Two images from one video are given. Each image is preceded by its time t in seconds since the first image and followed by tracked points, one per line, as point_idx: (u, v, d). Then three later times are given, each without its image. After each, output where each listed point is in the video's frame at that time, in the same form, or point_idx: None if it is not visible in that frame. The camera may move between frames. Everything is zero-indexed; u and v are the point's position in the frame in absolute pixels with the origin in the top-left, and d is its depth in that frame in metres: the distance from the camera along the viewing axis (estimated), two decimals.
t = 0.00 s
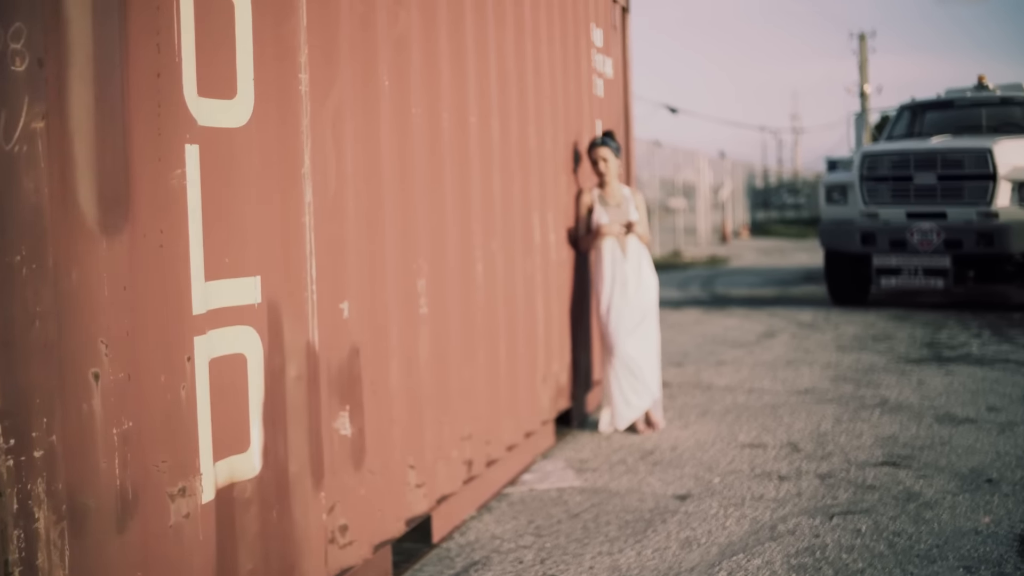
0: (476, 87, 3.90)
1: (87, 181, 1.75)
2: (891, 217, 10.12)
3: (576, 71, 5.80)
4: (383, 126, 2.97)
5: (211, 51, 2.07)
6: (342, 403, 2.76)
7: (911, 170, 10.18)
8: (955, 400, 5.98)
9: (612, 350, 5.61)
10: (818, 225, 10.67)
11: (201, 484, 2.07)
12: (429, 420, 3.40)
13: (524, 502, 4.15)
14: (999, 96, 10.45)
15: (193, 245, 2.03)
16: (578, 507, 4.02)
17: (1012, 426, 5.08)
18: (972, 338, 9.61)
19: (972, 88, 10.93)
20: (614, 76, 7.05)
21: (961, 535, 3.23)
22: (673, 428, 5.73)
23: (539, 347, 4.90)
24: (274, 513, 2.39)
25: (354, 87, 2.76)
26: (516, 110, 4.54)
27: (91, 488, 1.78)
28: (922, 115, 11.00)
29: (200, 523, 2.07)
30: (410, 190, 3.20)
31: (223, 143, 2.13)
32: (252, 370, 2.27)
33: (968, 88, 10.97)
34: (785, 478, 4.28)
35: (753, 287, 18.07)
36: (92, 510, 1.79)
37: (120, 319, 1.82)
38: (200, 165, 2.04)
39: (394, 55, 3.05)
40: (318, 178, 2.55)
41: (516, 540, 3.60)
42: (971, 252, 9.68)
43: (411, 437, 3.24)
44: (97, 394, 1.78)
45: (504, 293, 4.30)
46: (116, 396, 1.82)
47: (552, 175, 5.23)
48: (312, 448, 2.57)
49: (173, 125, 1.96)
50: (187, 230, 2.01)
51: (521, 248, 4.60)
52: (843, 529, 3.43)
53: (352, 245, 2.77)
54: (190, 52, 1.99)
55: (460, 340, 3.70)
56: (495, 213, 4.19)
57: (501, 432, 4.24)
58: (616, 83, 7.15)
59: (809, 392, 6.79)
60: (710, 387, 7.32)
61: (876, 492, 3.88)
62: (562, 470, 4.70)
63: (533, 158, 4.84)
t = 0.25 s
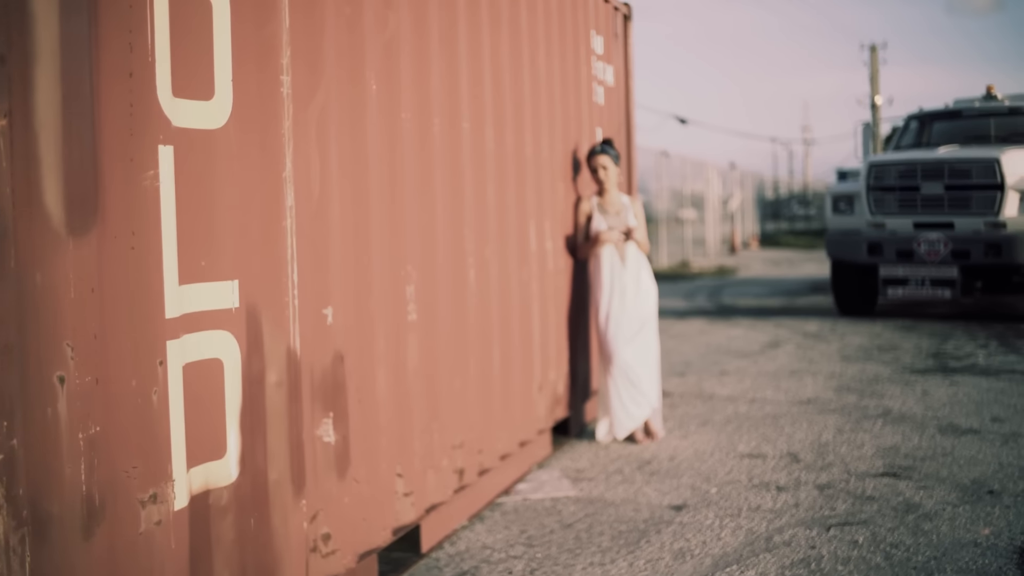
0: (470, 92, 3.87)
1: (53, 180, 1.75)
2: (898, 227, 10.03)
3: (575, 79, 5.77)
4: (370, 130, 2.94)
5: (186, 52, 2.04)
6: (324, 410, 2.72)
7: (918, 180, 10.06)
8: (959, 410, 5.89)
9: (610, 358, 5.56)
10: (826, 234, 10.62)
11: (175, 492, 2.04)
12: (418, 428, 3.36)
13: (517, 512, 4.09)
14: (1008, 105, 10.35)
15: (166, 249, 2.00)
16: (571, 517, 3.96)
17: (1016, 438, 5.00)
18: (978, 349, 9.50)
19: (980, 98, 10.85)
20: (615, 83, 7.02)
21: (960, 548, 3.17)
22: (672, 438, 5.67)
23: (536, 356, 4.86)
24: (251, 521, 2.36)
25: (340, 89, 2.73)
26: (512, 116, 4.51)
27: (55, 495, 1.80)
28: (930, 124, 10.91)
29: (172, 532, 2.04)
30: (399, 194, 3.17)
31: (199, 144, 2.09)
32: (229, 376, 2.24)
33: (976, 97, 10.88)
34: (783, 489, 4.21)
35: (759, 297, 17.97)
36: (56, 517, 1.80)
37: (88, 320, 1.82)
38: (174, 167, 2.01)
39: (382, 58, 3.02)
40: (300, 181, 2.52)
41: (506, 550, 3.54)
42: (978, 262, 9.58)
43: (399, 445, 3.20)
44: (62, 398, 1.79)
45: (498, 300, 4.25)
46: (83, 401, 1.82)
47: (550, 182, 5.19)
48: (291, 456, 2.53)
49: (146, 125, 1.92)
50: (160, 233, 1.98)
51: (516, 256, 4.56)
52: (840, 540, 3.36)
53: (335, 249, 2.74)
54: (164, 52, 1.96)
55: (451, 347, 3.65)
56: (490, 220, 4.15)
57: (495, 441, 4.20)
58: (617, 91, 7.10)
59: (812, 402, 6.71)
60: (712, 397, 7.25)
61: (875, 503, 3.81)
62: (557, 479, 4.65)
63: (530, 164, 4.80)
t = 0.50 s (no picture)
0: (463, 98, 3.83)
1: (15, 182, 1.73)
2: (905, 238, 9.93)
3: (574, 86, 5.73)
4: (357, 134, 2.90)
5: (159, 52, 2.01)
6: (306, 418, 2.67)
7: (927, 191, 9.93)
8: (964, 422, 5.80)
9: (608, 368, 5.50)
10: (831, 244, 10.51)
11: (145, 501, 2.01)
12: (407, 437, 3.31)
13: (510, 523, 4.03)
14: (1017, 115, 10.26)
15: (137, 252, 1.97)
16: (565, 528, 3.90)
17: (1021, 450, 4.91)
18: (986, 360, 9.39)
19: (989, 108, 10.75)
20: (616, 91, 6.97)
21: (960, 561, 3.09)
22: (671, 449, 5.60)
23: (532, 364, 4.80)
24: (226, 530, 2.31)
25: (323, 91, 2.69)
26: (508, 123, 4.47)
27: (16, 502, 1.78)
28: (939, 134, 10.81)
29: (142, 541, 2.01)
30: (387, 199, 3.13)
31: (172, 147, 2.06)
32: (204, 382, 2.20)
33: (985, 107, 10.78)
34: (781, 500, 4.13)
35: (766, 308, 17.84)
36: (18, 525, 1.78)
37: (53, 324, 1.81)
38: (147, 170, 1.98)
39: (370, 61, 2.98)
40: (281, 184, 2.48)
41: (497, 562, 3.48)
42: (987, 272, 9.48)
43: (386, 455, 3.15)
44: (24, 403, 1.78)
45: (494, 308, 4.19)
46: (46, 405, 1.80)
47: (548, 189, 5.14)
48: (271, 463, 2.49)
49: (116, 127, 1.90)
50: (131, 236, 1.95)
51: (513, 263, 4.50)
52: (837, 553, 3.29)
53: (319, 254, 2.69)
54: (135, 53, 1.94)
55: (443, 355, 3.60)
56: (484, 226, 4.10)
57: (489, 451, 4.14)
58: (618, 98, 7.06)
59: (815, 412, 6.62)
60: (714, 408, 7.16)
61: (875, 516, 3.74)
62: (553, 490, 4.59)
63: (527, 170, 4.75)
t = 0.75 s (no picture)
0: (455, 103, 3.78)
1: None
2: (913, 247, 9.80)
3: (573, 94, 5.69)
4: (342, 139, 2.86)
5: (129, 53, 1.98)
6: (287, 428, 2.62)
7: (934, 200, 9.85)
8: (970, 433, 5.69)
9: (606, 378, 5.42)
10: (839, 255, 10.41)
11: (113, 511, 1.97)
12: (395, 448, 3.25)
13: (503, 535, 3.96)
14: None
15: (106, 256, 1.94)
16: (559, 541, 3.82)
17: None
18: (994, 371, 9.26)
19: (999, 116, 10.57)
20: (617, 98, 6.92)
21: None
22: (671, 461, 5.51)
23: (528, 374, 4.74)
24: (202, 542, 2.26)
25: (306, 95, 2.65)
26: (503, 129, 4.42)
27: None
28: (948, 143, 10.71)
29: (109, 551, 1.98)
30: (374, 205, 3.08)
31: (144, 149, 2.03)
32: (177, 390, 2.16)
33: (995, 116, 10.67)
34: (780, 513, 4.05)
35: (774, 319, 17.70)
36: None
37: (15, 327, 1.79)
38: (116, 172, 1.96)
39: (355, 65, 2.94)
40: (260, 189, 2.44)
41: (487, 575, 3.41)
42: (996, 283, 9.36)
43: (373, 466, 3.09)
44: None
45: (487, 317, 4.13)
46: (8, 410, 1.79)
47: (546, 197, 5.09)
48: (249, 473, 2.43)
49: (83, 127, 1.88)
50: (99, 239, 1.93)
51: (508, 272, 4.44)
52: (835, 568, 3.21)
53: (301, 260, 2.65)
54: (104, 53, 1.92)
55: (433, 364, 3.54)
56: (478, 234, 4.05)
57: (482, 462, 4.07)
58: (618, 106, 7.00)
59: (819, 424, 6.52)
60: (716, 419, 7.07)
61: (875, 529, 3.65)
62: (548, 502, 4.51)
63: (523, 178, 4.70)
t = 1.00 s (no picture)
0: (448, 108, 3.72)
1: None
2: (922, 257, 9.71)
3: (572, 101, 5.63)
4: (328, 142, 2.80)
5: (96, 52, 1.95)
6: (268, 437, 2.56)
7: (944, 210, 9.75)
8: (977, 446, 5.58)
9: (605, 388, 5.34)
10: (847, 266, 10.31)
11: (78, 523, 1.92)
12: (382, 459, 3.18)
13: (497, 548, 3.88)
14: None
15: (72, 258, 1.90)
16: (552, 555, 3.74)
17: None
18: (1004, 383, 9.11)
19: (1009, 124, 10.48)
20: (618, 106, 6.86)
21: None
22: (672, 473, 5.42)
23: (525, 384, 4.67)
24: (175, 556, 2.20)
25: (287, 97, 2.60)
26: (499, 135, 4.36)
27: None
28: (958, 153, 10.57)
29: (74, 564, 1.92)
30: (361, 211, 3.02)
31: (113, 150, 1.99)
32: (149, 398, 2.10)
33: (1005, 125, 10.54)
34: (781, 527, 3.96)
35: (782, 331, 17.54)
36: None
37: None
38: (83, 172, 1.92)
39: (341, 67, 2.89)
40: (238, 192, 2.38)
41: None
42: (1006, 293, 9.22)
43: (358, 477, 3.02)
44: None
45: (481, 326, 4.06)
46: None
47: (544, 204, 5.02)
48: (226, 484, 2.38)
49: (47, 126, 1.85)
50: (65, 241, 1.89)
51: (504, 280, 4.38)
52: None
53: (283, 266, 2.59)
54: (69, 52, 1.89)
55: (423, 373, 3.47)
56: (473, 241, 3.98)
57: (476, 473, 4.00)
58: (619, 114, 6.93)
59: (823, 435, 6.40)
60: (719, 431, 6.97)
61: (878, 543, 3.56)
62: (544, 515, 4.43)
63: (521, 185, 4.63)
